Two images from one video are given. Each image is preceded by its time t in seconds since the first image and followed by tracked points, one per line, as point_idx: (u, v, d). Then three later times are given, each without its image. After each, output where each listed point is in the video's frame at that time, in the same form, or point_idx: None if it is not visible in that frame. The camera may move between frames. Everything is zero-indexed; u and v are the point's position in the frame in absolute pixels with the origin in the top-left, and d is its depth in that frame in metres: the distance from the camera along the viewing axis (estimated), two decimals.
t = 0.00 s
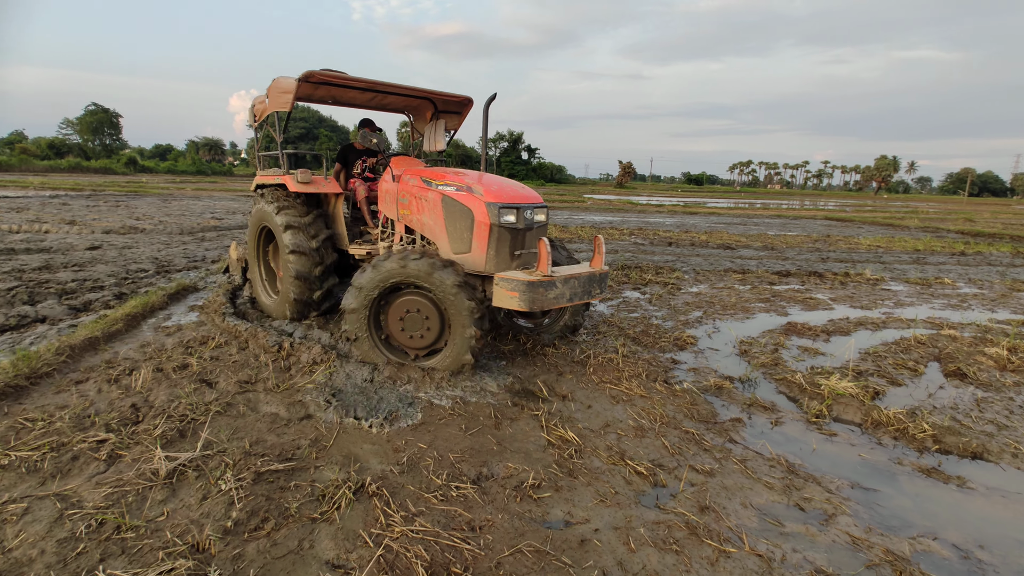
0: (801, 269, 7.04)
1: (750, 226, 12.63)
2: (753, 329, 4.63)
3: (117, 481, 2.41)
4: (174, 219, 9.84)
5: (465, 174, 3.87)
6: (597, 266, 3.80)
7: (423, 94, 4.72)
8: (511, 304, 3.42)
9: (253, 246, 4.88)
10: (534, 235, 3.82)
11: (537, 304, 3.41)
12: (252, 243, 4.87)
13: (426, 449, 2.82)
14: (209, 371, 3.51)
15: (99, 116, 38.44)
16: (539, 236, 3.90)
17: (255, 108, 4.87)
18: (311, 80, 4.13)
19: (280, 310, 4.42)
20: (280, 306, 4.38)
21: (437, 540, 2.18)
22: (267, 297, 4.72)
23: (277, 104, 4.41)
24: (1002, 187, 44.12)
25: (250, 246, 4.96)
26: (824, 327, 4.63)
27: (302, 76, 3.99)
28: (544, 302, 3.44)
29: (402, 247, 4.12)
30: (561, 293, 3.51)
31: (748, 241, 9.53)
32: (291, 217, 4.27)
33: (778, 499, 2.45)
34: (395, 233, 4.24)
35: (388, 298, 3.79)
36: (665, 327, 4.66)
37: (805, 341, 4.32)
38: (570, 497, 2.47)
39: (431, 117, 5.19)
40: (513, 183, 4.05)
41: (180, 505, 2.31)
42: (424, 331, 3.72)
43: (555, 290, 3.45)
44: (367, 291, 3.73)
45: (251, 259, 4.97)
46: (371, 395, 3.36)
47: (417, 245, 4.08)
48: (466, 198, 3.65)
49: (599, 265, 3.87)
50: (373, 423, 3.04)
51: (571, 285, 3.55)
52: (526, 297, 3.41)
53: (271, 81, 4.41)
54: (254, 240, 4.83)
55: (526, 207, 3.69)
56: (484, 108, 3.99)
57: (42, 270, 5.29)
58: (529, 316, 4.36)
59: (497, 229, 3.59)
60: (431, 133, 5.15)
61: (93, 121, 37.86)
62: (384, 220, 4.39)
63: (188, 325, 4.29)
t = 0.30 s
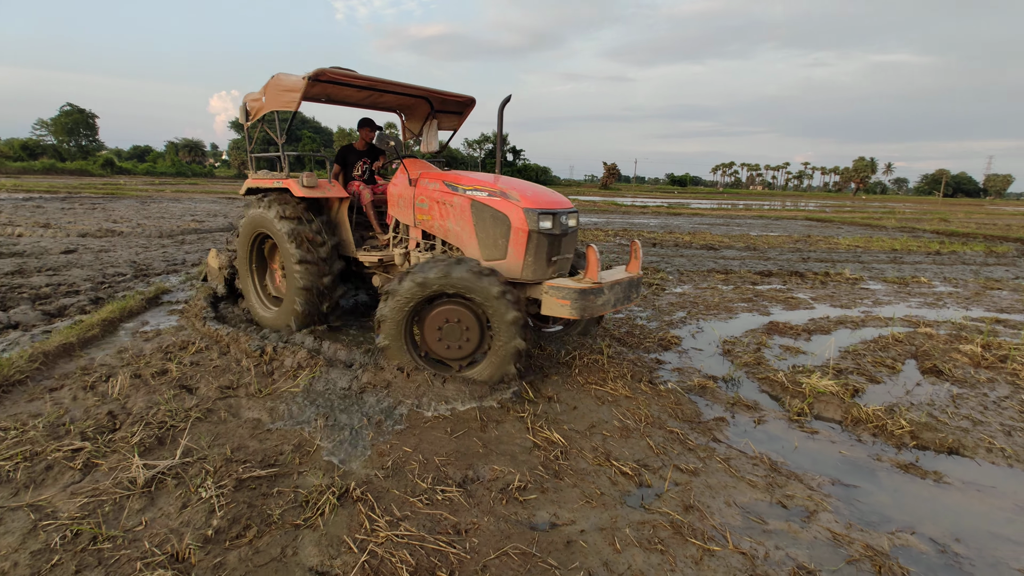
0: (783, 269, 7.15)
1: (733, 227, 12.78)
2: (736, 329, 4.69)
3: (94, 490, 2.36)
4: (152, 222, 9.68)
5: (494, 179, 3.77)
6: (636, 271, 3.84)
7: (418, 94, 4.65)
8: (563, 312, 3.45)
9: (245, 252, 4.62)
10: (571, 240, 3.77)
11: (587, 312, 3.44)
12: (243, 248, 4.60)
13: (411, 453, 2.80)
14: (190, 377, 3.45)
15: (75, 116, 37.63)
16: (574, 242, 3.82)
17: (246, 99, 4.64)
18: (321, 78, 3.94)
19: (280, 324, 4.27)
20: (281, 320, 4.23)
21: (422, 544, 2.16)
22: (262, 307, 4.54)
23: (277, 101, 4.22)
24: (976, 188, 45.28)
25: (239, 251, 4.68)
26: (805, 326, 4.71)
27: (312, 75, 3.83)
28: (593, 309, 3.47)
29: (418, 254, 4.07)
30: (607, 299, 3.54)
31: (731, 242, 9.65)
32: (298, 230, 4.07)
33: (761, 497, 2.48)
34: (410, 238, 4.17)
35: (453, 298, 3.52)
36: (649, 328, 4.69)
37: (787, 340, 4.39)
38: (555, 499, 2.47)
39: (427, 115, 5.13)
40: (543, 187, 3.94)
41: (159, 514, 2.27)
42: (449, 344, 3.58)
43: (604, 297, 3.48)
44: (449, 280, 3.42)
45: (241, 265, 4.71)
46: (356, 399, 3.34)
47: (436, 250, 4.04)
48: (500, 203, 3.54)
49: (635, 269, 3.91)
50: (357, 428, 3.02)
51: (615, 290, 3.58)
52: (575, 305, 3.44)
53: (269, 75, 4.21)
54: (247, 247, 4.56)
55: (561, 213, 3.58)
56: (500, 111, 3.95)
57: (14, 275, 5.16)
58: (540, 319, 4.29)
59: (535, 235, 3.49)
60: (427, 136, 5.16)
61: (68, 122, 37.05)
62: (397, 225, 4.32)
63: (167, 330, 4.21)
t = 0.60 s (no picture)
0: (761, 269, 7.26)
1: (714, 228, 12.96)
2: (716, 328, 4.75)
3: (64, 498, 2.29)
4: (127, 223, 9.47)
5: (520, 180, 3.78)
6: (668, 269, 3.90)
7: (416, 92, 4.60)
8: (612, 313, 3.43)
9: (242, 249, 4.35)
10: (601, 241, 3.84)
11: (635, 312, 3.45)
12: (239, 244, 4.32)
13: (392, 454, 2.78)
14: (165, 380, 3.38)
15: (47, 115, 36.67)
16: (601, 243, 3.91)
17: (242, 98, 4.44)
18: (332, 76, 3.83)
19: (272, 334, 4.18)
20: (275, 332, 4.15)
21: (403, 546, 2.14)
22: (253, 310, 4.40)
23: (284, 99, 4.08)
24: (948, 190, 46.60)
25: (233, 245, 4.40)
26: (783, 324, 4.79)
27: (331, 71, 3.78)
28: (640, 309, 3.49)
29: (438, 258, 4.00)
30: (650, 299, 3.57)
31: (711, 242, 9.78)
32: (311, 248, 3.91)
33: (739, 493, 2.51)
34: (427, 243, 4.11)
35: (518, 319, 3.47)
36: (631, 328, 4.73)
37: (765, 339, 4.46)
38: (537, 498, 2.47)
39: (422, 113, 5.07)
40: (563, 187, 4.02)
41: (132, 521, 2.21)
42: (477, 343, 3.53)
43: (649, 297, 3.51)
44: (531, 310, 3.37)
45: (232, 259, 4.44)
46: (337, 403, 3.31)
47: (458, 253, 3.99)
48: (534, 206, 3.56)
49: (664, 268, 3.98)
50: (338, 431, 2.99)
51: (655, 289, 3.62)
52: (625, 306, 3.44)
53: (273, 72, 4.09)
54: (245, 248, 4.30)
55: (593, 213, 3.66)
56: (512, 112, 3.96)
57: None
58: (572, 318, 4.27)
59: (572, 237, 3.55)
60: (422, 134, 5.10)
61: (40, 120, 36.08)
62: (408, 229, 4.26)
63: (142, 333, 4.12)
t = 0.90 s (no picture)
0: (735, 269, 7.40)
1: (689, 229, 13.16)
2: (691, 328, 4.83)
3: (24, 508, 2.21)
4: (92, 223, 9.18)
5: (547, 184, 3.79)
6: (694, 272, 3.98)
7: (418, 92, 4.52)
8: (654, 316, 3.44)
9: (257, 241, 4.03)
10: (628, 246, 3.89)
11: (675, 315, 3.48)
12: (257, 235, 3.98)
13: (368, 457, 2.75)
14: (132, 385, 3.28)
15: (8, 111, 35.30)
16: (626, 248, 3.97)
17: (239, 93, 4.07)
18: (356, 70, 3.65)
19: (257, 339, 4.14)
20: (261, 338, 4.11)
21: (379, 550, 2.12)
22: (245, 296, 4.25)
23: (295, 97, 3.78)
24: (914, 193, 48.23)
25: (245, 229, 4.05)
26: (756, 324, 4.89)
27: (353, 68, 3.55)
28: (678, 312, 3.53)
29: (460, 262, 3.96)
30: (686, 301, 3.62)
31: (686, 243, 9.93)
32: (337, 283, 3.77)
33: (714, 490, 2.55)
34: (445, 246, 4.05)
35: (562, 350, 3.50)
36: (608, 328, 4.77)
37: (739, 338, 4.55)
38: (515, 498, 2.48)
39: (419, 113, 4.99)
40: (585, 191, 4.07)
41: (97, 530, 2.14)
42: (519, 334, 3.49)
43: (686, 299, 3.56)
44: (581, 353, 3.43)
45: (241, 239, 4.10)
46: (313, 406, 3.26)
47: (480, 258, 3.97)
48: (568, 210, 3.57)
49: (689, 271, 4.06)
50: (311, 436, 2.95)
51: (689, 292, 3.67)
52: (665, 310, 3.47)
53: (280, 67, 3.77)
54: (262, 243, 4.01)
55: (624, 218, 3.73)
56: (530, 115, 3.99)
57: None
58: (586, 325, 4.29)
59: (606, 242, 3.58)
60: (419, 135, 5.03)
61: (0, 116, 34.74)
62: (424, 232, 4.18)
63: (108, 336, 3.99)
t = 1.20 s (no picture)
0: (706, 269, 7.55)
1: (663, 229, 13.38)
2: (664, 327, 4.91)
3: None
4: (50, 222, 8.84)
5: (566, 183, 3.87)
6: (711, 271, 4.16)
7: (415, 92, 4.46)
8: (684, 311, 3.55)
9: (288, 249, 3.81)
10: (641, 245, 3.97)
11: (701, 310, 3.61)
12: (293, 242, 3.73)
13: (341, 460, 2.71)
14: (93, 390, 3.16)
15: None
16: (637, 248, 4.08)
17: (246, 86, 3.93)
18: (378, 66, 3.59)
19: (235, 319, 4.07)
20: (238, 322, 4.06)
21: (352, 554, 2.09)
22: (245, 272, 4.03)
23: (308, 90, 3.68)
24: (879, 195, 49.97)
25: (282, 228, 3.76)
26: (727, 322, 4.99)
27: (374, 63, 3.50)
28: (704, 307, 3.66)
29: (478, 262, 3.94)
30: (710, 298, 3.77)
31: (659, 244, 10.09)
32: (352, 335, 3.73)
33: (686, 486, 2.58)
34: (461, 247, 4.01)
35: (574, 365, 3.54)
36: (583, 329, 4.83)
37: (711, 336, 4.64)
38: (490, 499, 2.47)
39: (414, 113, 4.91)
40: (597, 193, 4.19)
41: (54, 542, 2.06)
42: (565, 327, 3.48)
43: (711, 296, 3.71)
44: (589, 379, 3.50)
45: (274, 233, 3.80)
46: (285, 410, 3.21)
47: (497, 257, 3.97)
48: (592, 208, 3.66)
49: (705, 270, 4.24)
50: (281, 439, 2.89)
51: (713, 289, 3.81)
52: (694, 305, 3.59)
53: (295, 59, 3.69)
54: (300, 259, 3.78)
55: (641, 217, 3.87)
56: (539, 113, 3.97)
57: None
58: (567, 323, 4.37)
59: (630, 239, 3.67)
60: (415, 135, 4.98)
61: None
62: (435, 232, 4.13)
63: (68, 340, 3.84)
